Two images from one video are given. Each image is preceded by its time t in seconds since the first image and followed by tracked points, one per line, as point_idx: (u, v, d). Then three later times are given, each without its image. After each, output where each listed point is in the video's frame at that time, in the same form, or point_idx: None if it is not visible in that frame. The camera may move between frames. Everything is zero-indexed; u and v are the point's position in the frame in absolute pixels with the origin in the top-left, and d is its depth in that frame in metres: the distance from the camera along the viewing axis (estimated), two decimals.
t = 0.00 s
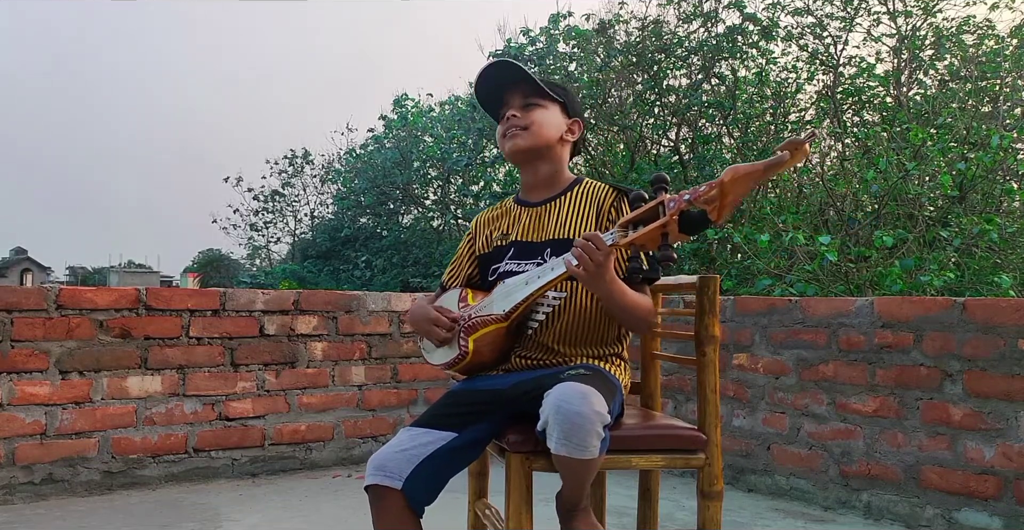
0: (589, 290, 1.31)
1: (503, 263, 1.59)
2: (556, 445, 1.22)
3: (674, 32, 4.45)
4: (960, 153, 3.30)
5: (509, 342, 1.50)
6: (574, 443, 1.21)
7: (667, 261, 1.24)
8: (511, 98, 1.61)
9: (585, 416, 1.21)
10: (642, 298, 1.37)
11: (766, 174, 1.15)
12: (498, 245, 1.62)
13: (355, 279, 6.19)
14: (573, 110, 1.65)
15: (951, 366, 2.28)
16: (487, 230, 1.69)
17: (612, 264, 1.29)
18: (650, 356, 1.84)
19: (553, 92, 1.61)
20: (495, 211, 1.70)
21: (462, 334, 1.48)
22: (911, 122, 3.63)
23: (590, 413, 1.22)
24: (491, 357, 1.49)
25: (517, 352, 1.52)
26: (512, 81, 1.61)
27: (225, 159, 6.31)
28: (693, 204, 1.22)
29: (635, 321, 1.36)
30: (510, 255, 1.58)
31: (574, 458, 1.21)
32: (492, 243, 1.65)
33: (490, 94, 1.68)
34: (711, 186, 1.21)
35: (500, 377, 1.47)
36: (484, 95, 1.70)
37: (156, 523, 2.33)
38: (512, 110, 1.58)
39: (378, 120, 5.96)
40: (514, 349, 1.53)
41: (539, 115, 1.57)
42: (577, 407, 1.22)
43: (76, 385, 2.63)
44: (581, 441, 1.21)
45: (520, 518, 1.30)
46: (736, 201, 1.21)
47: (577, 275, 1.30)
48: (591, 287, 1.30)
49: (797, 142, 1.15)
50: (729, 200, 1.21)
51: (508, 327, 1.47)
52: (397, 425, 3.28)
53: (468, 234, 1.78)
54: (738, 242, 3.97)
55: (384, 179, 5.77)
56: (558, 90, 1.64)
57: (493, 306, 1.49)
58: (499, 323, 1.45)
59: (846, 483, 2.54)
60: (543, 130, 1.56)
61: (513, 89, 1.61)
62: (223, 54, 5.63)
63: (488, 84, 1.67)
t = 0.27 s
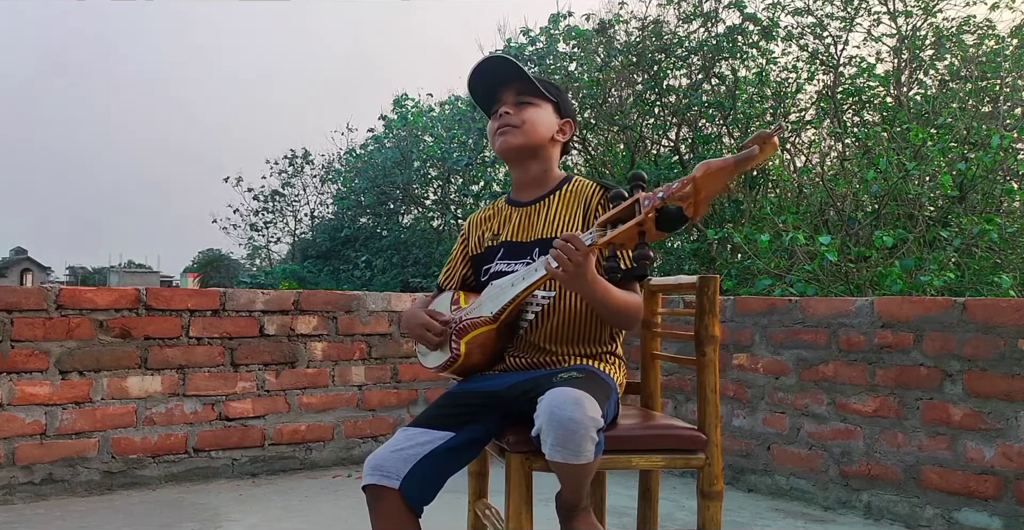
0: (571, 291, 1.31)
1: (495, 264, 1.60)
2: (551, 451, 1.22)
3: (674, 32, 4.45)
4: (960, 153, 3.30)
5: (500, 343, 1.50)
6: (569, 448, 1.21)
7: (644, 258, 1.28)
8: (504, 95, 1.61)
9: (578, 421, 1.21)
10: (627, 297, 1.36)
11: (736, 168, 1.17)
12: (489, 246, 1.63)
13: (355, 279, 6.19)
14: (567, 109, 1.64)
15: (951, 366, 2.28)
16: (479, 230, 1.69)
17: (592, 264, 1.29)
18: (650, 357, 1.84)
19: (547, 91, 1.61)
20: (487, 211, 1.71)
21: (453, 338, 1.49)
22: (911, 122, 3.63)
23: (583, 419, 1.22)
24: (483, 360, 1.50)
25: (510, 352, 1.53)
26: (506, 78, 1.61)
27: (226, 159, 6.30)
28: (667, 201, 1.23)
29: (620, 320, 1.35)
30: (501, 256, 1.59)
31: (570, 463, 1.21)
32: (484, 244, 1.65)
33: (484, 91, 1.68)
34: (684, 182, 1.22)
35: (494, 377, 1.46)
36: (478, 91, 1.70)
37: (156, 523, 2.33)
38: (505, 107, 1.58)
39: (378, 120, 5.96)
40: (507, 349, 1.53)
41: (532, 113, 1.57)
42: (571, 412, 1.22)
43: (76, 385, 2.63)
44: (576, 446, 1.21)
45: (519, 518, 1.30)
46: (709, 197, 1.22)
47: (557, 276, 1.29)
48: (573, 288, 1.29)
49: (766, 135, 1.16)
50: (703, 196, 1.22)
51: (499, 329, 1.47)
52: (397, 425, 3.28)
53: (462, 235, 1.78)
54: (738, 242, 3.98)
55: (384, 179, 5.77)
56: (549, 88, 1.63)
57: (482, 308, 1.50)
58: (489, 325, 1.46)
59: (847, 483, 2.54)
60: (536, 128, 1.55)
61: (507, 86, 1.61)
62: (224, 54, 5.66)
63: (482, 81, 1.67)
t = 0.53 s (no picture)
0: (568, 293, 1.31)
1: (493, 264, 1.60)
2: (552, 451, 1.22)
3: (674, 33, 4.46)
4: (960, 153, 3.30)
5: (499, 344, 1.50)
6: (570, 449, 1.21)
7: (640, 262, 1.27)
8: (505, 93, 1.61)
9: (580, 422, 1.21)
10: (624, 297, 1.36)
11: (732, 171, 1.17)
12: (488, 246, 1.63)
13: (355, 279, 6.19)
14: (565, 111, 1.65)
15: (951, 366, 2.28)
16: (477, 230, 1.69)
17: (589, 266, 1.28)
18: (650, 357, 1.83)
19: (547, 91, 1.61)
20: (485, 210, 1.71)
21: (452, 338, 1.48)
22: (911, 122, 3.63)
23: (585, 419, 1.22)
24: (482, 361, 1.50)
25: (509, 352, 1.52)
26: (509, 76, 1.61)
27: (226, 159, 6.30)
28: (664, 203, 1.23)
29: (618, 320, 1.35)
30: (500, 255, 1.59)
31: (571, 464, 1.21)
32: (482, 244, 1.65)
33: (483, 89, 1.67)
34: (680, 184, 1.21)
35: (494, 378, 1.46)
36: (476, 89, 1.70)
37: (156, 524, 2.33)
38: (506, 106, 1.58)
39: (379, 120, 5.95)
40: (506, 350, 1.53)
41: (534, 113, 1.57)
42: (572, 413, 1.22)
43: (76, 385, 2.63)
44: (577, 446, 1.21)
45: (519, 518, 1.30)
46: (705, 198, 1.22)
47: (554, 278, 1.29)
48: (570, 289, 1.29)
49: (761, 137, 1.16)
50: (699, 198, 1.22)
51: (497, 330, 1.47)
52: (397, 425, 3.28)
53: (460, 235, 1.78)
54: (738, 242, 3.98)
55: (384, 179, 5.77)
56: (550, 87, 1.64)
57: (481, 309, 1.49)
58: (487, 325, 1.46)
59: (847, 483, 2.54)
60: (538, 128, 1.56)
61: (509, 83, 1.61)
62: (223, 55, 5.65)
63: (482, 77, 1.66)
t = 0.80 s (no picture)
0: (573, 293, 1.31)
1: (496, 262, 1.59)
2: (554, 451, 1.22)
3: (674, 32, 4.45)
4: (960, 153, 3.30)
5: (500, 343, 1.51)
6: (572, 449, 1.21)
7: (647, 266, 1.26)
8: (519, 90, 1.62)
9: (582, 421, 1.21)
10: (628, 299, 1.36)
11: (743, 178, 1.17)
12: (491, 244, 1.62)
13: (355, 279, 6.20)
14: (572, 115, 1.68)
15: (951, 366, 2.27)
16: (480, 228, 1.69)
17: (595, 268, 1.28)
18: (650, 357, 1.83)
19: (561, 94, 1.64)
20: (489, 208, 1.70)
21: (454, 336, 1.51)
22: (911, 122, 3.63)
23: (587, 419, 1.22)
24: (483, 360, 1.52)
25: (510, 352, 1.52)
26: (524, 74, 1.63)
27: (226, 160, 6.29)
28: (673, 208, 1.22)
29: (620, 322, 1.35)
30: (502, 254, 1.58)
31: (573, 464, 1.21)
32: (485, 242, 1.65)
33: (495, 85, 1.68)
34: (691, 190, 1.21)
35: (494, 377, 1.46)
36: (488, 84, 1.70)
37: (156, 524, 2.33)
38: (521, 103, 1.58)
39: (379, 120, 5.95)
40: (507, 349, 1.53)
41: (547, 112, 1.58)
42: (575, 412, 1.22)
43: (76, 385, 2.63)
44: (579, 446, 1.21)
45: (519, 518, 1.30)
46: (715, 205, 1.22)
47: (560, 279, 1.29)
48: (575, 290, 1.29)
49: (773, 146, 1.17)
50: (709, 204, 1.22)
51: (499, 329, 1.47)
52: (397, 425, 3.28)
53: (462, 232, 1.78)
54: (738, 242, 3.98)
55: (383, 179, 5.76)
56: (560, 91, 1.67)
57: (483, 309, 1.50)
58: (490, 325, 1.46)
59: (847, 483, 2.54)
60: (551, 127, 1.57)
61: (523, 81, 1.62)
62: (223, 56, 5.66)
63: (495, 74, 1.66)
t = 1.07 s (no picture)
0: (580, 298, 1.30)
1: (504, 261, 1.59)
2: (557, 450, 1.22)
3: (674, 32, 4.45)
4: (960, 153, 3.30)
5: (504, 342, 1.51)
6: (575, 447, 1.21)
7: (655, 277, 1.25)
8: (525, 93, 1.59)
9: (585, 420, 1.21)
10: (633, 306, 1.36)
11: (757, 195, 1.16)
12: (500, 242, 1.62)
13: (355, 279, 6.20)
14: (589, 114, 1.62)
15: (951, 366, 2.27)
16: (489, 225, 1.69)
17: (603, 275, 1.27)
18: (650, 356, 1.83)
19: (567, 92, 1.57)
20: (499, 206, 1.70)
21: (458, 333, 1.51)
22: (911, 122, 3.64)
23: (589, 417, 1.22)
24: (485, 359, 1.52)
25: (513, 351, 1.52)
26: (530, 76, 1.58)
27: (226, 160, 6.28)
28: (685, 220, 1.21)
29: (625, 328, 1.36)
30: (511, 253, 1.58)
31: (575, 462, 1.21)
32: (494, 240, 1.65)
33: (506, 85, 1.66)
34: (704, 203, 1.20)
35: (496, 376, 1.46)
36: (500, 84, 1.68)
37: (156, 524, 2.33)
38: (523, 108, 1.56)
39: (379, 120, 5.95)
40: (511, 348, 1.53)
41: (550, 117, 1.54)
42: (577, 411, 1.22)
43: (76, 385, 2.63)
44: (581, 444, 1.21)
45: (519, 518, 1.30)
46: (727, 221, 1.21)
47: (568, 284, 1.28)
48: (582, 295, 1.29)
49: (789, 165, 1.18)
50: (721, 219, 1.21)
51: (503, 329, 1.48)
52: (397, 425, 3.28)
53: (471, 228, 1.77)
54: (738, 242, 3.98)
55: (383, 179, 5.76)
56: (575, 89, 1.61)
57: (490, 308, 1.50)
58: (494, 324, 1.47)
59: (847, 483, 2.54)
60: (552, 133, 1.54)
61: (529, 84, 1.58)
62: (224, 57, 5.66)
63: (502, 72, 1.63)
